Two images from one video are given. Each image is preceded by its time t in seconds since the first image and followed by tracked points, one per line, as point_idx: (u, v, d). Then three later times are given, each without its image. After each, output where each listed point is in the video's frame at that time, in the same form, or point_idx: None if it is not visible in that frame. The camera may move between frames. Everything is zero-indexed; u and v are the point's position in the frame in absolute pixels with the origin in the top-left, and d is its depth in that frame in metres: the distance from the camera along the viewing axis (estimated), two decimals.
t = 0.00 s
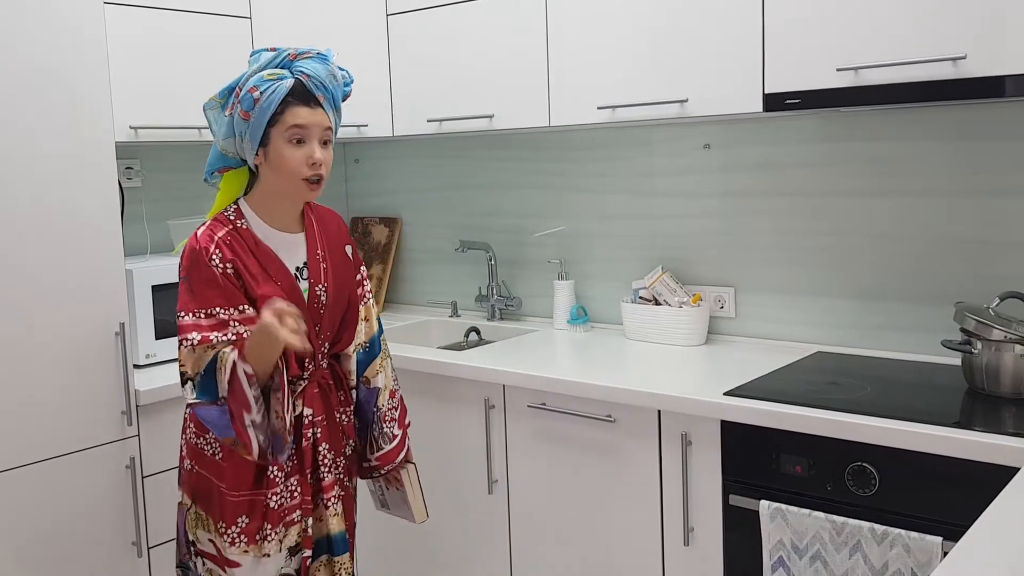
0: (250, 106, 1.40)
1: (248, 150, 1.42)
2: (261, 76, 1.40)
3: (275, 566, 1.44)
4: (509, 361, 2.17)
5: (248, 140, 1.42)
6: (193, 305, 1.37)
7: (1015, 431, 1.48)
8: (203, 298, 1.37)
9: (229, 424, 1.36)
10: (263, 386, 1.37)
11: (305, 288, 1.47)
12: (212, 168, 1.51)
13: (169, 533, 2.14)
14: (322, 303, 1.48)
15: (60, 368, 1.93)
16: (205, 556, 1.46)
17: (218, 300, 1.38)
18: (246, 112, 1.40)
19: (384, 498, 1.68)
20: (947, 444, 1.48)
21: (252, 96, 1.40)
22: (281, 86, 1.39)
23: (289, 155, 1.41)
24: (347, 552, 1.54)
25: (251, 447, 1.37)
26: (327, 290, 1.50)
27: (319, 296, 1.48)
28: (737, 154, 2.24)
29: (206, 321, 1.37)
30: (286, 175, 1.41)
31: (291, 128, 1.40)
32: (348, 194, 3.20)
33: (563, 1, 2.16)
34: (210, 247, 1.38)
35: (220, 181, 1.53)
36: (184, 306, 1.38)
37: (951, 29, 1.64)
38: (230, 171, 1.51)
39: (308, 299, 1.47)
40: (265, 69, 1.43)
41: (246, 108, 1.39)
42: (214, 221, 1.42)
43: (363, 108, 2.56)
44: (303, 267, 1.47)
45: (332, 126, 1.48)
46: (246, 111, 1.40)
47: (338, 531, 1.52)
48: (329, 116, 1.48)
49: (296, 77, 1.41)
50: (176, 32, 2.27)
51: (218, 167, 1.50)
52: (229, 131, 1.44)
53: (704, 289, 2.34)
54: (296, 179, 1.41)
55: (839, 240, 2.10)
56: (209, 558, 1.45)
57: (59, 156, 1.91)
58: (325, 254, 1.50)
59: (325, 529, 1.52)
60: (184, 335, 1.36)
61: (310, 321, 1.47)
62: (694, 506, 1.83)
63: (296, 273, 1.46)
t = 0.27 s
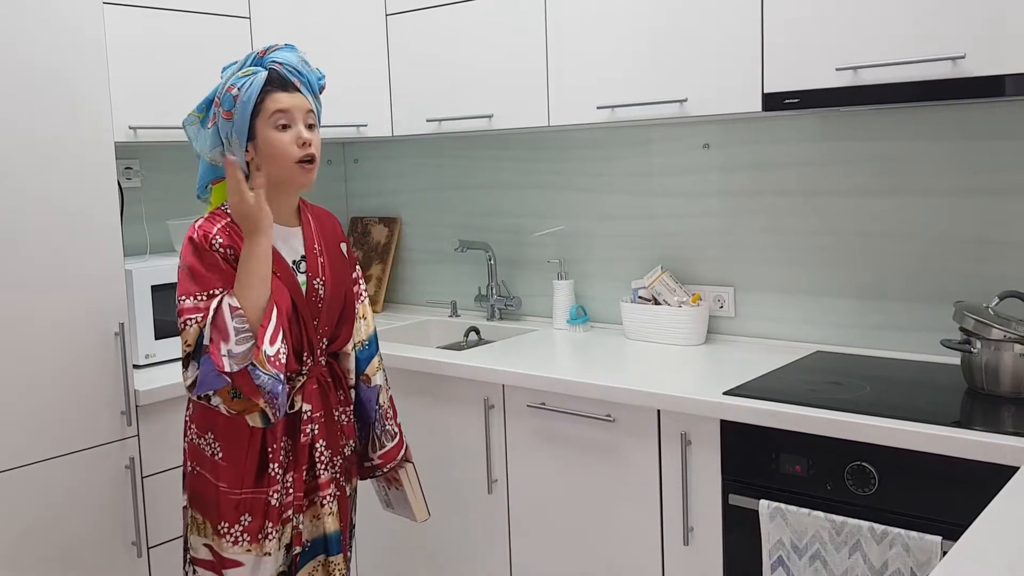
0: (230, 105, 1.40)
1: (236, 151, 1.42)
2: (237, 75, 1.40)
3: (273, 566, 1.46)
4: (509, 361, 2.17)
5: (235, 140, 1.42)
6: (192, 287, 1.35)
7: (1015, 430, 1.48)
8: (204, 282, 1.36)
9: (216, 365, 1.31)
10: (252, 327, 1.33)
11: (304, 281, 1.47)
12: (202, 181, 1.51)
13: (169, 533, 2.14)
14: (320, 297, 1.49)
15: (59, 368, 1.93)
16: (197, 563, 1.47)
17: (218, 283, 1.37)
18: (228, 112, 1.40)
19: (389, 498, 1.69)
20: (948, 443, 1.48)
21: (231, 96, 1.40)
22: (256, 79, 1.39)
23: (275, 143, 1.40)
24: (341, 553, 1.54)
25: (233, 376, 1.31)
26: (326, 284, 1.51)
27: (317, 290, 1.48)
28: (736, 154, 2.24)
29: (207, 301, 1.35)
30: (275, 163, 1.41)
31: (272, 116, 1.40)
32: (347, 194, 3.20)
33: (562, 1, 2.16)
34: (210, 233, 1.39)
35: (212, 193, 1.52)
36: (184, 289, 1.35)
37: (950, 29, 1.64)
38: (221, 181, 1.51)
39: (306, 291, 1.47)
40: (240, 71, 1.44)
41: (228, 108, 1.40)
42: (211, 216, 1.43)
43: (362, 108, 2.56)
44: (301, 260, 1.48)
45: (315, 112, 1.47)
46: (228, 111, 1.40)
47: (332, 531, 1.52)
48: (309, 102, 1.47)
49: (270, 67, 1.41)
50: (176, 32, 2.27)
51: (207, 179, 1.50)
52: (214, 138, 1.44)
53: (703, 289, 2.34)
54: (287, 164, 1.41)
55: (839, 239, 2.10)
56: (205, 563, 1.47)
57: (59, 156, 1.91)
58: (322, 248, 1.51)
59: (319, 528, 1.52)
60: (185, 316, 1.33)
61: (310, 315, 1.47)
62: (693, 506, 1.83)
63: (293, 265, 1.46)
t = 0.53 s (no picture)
0: (233, 107, 1.40)
1: (241, 152, 1.41)
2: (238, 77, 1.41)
3: (272, 567, 1.46)
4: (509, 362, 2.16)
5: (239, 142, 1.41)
6: (197, 296, 1.36)
7: (1015, 430, 1.48)
8: (208, 290, 1.36)
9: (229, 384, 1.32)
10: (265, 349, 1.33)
11: (306, 283, 1.47)
12: (207, 186, 1.51)
13: (168, 533, 2.14)
14: (322, 300, 1.48)
15: (58, 368, 1.93)
16: (197, 563, 1.48)
17: (222, 292, 1.37)
18: (231, 114, 1.40)
19: (400, 506, 1.69)
20: (948, 444, 1.48)
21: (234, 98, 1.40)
22: (258, 80, 1.39)
23: (279, 141, 1.39)
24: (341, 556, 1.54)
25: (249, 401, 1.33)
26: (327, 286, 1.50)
27: (319, 292, 1.48)
28: (736, 154, 2.24)
29: (209, 313, 1.35)
30: (280, 161, 1.39)
31: (275, 116, 1.39)
32: (347, 194, 3.20)
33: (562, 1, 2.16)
34: (215, 240, 1.38)
35: (215, 199, 1.52)
36: (188, 298, 1.36)
37: (950, 29, 1.64)
38: (224, 186, 1.51)
39: (307, 294, 1.46)
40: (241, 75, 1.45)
41: (230, 109, 1.39)
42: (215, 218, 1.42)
43: (362, 107, 2.56)
44: (303, 262, 1.47)
45: (318, 112, 1.47)
46: (230, 113, 1.40)
47: (332, 532, 1.52)
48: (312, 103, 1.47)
49: (271, 69, 1.42)
50: (175, 32, 2.27)
51: (212, 184, 1.50)
52: (218, 141, 1.43)
53: (703, 289, 2.34)
54: (291, 164, 1.39)
55: (838, 240, 2.10)
56: (204, 564, 1.48)
57: (59, 156, 1.91)
58: (325, 250, 1.51)
59: (319, 530, 1.52)
60: (191, 327, 1.34)
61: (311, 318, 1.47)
62: (693, 506, 1.83)
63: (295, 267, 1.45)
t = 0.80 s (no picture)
0: (246, 109, 1.42)
1: (248, 155, 1.44)
2: (255, 79, 1.43)
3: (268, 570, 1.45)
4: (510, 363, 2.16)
5: (247, 143, 1.44)
6: (190, 301, 1.38)
7: (1016, 431, 1.48)
8: (202, 296, 1.38)
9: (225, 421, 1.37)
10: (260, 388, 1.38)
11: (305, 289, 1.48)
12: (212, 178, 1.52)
13: (168, 533, 2.14)
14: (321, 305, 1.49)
15: (59, 369, 1.93)
16: (197, 559, 1.50)
17: (216, 299, 1.38)
18: (242, 117, 1.43)
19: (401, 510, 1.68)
20: (948, 445, 1.48)
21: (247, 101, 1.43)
22: (274, 86, 1.41)
23: (288, 153, 1.43)
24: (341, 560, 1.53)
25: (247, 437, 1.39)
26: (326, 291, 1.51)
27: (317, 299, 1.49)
28: (736, 154, 2.24)
29: (201, 320, 1.37)
30: (285, 173, 1.43)
31: (287, 127, 1.43)
32: (348, 194, 3.19)
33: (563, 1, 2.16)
34: (213, 245, 1.39)
35: (221, 191, 1.53)
36: (182, 302, 1.38)
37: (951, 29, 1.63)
38: (230, 180, 1.52)
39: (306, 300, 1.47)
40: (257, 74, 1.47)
41: (243, 112, 1.42)
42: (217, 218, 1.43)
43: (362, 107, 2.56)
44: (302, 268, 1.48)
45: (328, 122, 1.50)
46: (242, 114, 1.43)
47: (331, 536, 1.52)
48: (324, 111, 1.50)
49: (288, 76, 1.44)
50: (176, 31, 2.27)
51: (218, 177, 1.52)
52: (228, 138, 1.46)
53: (704, 289, 2.34)
54: (297, 176, 1.43)
55: (839, 240, 2.10)
56: (204, 559, 1.49)
57: (59, 157, 1.91)
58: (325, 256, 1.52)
59: (319, 534, 1.52)
60: (180, 333, 1.37)
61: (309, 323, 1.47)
62: (694, 506, 1.83)
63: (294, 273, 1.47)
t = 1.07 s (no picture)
0: (248, 107, 1.44)
1: (249, 153, 1.47)
2: (257, 78, 1.45)
3: (266, 569, 1.46)
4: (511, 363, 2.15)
5: (249, 141, 1.46)
6: (187, 300, 1.41)
7: (1017, 432, 1.48)
8: (198, 293, 1.41)
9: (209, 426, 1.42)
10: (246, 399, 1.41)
11: (305, 288, 1.50)
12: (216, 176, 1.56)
13: (169, 532, 2.14)
14: (321, 305, 1.51)
15: (60, 367, 1.93)
16: (195, 558, 1.51)
17: (212, 298, 1.41)
18: (244, 115, 1.45)
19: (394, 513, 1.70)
20: (949, 445, 1.48)
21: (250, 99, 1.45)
22: (276, 85, 1.43)
23: (289, 152, 1.45)
24: (338, 560, 1.54)
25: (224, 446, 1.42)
26: (327, 290, 1.53)
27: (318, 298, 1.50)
28: (738, 154, 2.24)
29: (196, 318, 1.41)
30: (286, 171, 1.45)
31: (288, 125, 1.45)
32: (349, 193, 3.20)
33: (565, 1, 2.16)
34: (210, 244, 1.41)
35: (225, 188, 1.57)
36: (179, 301, 1.41)
37: (953, 30, 1.63)
38: (233, 177, 1.56)
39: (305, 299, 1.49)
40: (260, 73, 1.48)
41: (245, 110, 1.44)
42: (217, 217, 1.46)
43: (364, 107, 2.56)
44: (303, 267, 1.50)
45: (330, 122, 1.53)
46: (244, 112, 1.45)
47: (329, 536, 1.53)
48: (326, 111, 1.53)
49: (291, 75, 1.46)
50: (178, 31, 2.27)
51: (221, 175, 1.55)
52: (229, 136, 1.49)
53: (705, 290, 2.34)
54: (297, 175, 1.45)
55: (840, 241, 2.10)
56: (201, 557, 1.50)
57: (61, 156, 1.91)
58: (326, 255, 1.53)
59: (316, 534, 1.53)
60: (174, 330, 1.40)
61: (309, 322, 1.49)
62: (695, 506, 1.83)
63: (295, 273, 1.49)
